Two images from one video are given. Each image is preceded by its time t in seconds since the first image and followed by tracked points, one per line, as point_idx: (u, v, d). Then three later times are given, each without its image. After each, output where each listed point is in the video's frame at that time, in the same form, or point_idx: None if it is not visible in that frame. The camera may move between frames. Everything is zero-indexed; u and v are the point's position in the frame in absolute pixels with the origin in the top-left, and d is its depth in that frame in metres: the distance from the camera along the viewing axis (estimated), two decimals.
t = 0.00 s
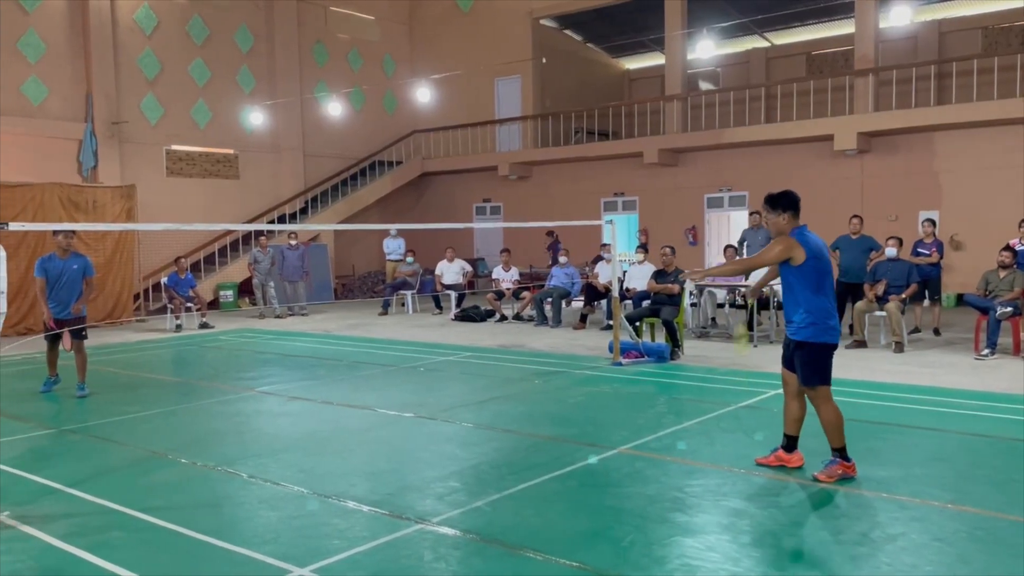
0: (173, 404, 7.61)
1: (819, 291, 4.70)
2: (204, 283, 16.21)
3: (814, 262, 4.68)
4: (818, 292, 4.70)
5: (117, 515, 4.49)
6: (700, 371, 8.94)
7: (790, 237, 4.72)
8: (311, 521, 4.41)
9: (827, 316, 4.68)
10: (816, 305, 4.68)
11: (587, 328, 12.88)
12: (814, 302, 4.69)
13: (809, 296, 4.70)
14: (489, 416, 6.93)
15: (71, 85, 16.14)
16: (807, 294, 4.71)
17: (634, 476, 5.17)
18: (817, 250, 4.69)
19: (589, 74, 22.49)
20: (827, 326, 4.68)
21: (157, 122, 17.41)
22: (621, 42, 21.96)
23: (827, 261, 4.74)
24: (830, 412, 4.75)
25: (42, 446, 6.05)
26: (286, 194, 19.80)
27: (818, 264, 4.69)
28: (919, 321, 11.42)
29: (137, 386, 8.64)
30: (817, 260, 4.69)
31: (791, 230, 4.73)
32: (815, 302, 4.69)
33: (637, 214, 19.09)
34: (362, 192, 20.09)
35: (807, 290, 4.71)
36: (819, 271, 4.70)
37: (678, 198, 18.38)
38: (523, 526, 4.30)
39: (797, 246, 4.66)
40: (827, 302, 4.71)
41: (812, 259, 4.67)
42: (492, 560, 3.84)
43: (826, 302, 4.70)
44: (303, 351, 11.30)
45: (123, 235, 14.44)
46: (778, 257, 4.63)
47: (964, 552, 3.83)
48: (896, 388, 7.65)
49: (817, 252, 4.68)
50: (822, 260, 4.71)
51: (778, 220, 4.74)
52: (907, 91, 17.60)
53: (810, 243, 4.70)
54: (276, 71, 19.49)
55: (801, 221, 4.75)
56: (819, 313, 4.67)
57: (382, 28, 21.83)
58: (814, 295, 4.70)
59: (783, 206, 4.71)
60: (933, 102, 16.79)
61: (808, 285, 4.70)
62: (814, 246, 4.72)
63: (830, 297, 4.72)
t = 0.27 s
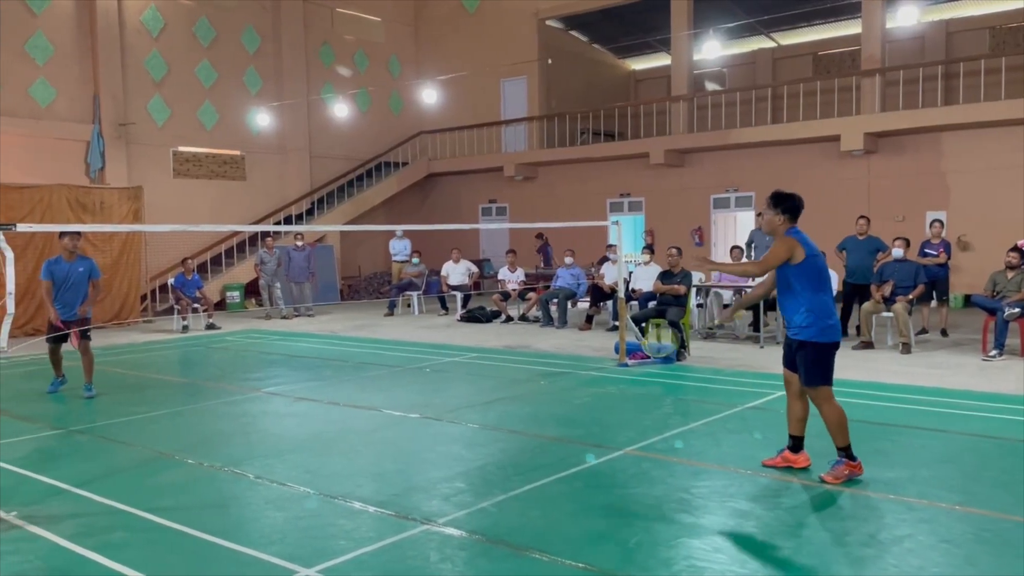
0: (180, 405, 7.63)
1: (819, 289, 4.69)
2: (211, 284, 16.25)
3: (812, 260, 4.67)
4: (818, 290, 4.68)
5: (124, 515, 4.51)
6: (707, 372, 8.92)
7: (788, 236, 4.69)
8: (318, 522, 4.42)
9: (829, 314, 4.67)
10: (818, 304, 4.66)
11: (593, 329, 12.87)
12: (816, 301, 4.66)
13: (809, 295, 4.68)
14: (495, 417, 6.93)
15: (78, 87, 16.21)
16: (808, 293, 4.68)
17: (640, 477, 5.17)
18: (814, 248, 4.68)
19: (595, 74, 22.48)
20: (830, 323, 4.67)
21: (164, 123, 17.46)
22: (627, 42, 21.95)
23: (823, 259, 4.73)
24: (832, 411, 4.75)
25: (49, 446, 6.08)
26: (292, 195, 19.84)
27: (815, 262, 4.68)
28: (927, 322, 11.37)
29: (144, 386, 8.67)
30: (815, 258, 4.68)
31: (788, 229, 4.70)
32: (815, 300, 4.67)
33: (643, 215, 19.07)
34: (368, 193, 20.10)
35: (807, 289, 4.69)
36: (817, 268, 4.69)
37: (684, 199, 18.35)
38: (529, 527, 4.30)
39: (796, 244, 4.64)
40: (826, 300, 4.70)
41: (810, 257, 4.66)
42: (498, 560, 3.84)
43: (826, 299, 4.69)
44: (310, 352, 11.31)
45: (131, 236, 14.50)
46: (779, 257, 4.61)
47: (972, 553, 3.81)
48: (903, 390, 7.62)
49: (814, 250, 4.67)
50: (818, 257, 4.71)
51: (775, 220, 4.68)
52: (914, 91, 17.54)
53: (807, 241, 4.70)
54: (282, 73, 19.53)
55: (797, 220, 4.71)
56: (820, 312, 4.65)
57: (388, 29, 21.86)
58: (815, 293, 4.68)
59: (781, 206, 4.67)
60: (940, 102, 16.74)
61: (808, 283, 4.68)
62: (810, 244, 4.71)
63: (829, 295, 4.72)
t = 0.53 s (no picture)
0: (187, 406, 7.65)
1: (827, 293, 4.65)
2: (217, 285, 16.29)
3: (828, 266, 4.61)
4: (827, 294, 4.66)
5: (131, 516, 4.52)
6: (712, 374, 8.90)
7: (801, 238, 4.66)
8: (324, 522, 4.42)
9: (833, 318, 4.65)
10: (823, 307, 4.63)
11: (598, 330, 12.86)
12: (824, 304, 4.63)
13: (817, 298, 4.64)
14: (500, 418, 6.93)
15: (86, 88, 16.27)
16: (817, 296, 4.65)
17: (646, 478, 5.16)
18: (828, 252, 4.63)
19: (600, 75, 22.48)
20: (833, 328, 4.64)
21: (171, 124, 17.52)
22: (633, 43, 21.94)
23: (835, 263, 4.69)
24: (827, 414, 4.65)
25: (56, 447, 6.09)
26: (298, 196, 19.88)
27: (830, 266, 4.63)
28: (934, 323, 11.32)
29: (150, 387, 8.69)
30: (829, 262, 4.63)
31: (802, 230, 4.69)
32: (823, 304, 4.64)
33: (648, 216, 19.05)
34: (374, 194, 20.11)
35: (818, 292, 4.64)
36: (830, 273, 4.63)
37: (689, 200, 18.32)
38: (534, 529, 4.29)
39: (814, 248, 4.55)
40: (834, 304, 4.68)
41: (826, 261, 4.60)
42: (503, 561, 3.84)
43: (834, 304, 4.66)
44: (315, 353, 11.32)
45: (137, 237, 14.54)
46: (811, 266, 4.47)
47: (979, 555, 3.79)
48: (910, 391, 7.59)
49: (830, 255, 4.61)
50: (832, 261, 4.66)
51: (788, 219, 4.70)
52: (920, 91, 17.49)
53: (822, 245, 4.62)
54: (288, 74, 19.57)
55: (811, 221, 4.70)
56: (826, 315, 4.62)
57: (393, 31, 21.90)
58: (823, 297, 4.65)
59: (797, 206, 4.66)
60: (947, 102, 16.68)
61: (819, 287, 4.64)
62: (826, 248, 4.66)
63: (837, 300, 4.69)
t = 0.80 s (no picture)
0: (192, 406, 7.67)
1: (855, 309, 4.33)
2: (223, 286, 16.32)
3: (855, 282, 4.30)
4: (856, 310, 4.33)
5: (137, 516, 4.53)
6: (718, 374, 8.88)
7: (824, 253, 4.39)
8: (329, 523, 4.43)
9: (863, 336, 4.31)
10: (852, 324, 4.31)
11: (603, 331, 12.85)
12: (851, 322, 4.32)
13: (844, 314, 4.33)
14: (505, 419, 6.93)
15: (92, 90, 16.32)
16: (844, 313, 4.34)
17: (651, 479, 5.15)
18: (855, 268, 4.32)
19: (605, 76, 22.47)
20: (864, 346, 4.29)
21: (176, 126, 17.56)
22: (637, 44, 21.93)
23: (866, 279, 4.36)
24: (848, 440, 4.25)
25: (62, 447, 6.11)
26: (303, 197, 19.91)
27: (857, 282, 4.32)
28: (940, 323, 11.30)
29: (156, 388, 8.71)
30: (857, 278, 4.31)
31: (828, 245, 4.40)
32: (851, 321, 4.32)
33: (653, 216, 19.04)
34: (378, 195, 20.12)
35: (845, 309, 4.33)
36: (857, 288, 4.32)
37: (694, 201, 18.30)
38: (539, 530, 4.29)
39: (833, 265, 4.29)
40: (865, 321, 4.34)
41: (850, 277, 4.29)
42: (508, 562, 3.84)
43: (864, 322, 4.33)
44: (321, 354, 11.34)
45: (143, 238, 14.58)
46: (827, 285, 4.24)
47: (987, 557, 3.78)
48: (916, 392, 7.57)
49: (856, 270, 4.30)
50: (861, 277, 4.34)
51: (812, 234, 4.43)
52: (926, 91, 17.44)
53: (844, 260, 4.32)
54: (294, 75, 19.60)
55: (837, 236, 4.41)
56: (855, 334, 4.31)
57: (398, 32, 21.92)
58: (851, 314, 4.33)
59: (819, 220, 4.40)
60: (953, 103, 16.63)
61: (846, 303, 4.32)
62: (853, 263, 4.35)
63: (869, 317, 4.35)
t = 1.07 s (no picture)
0: (197, 407, 7.68)
1: (894, 300, 4.11)
2: (227, 287, 16.34)
3: (890, 272, 4.05)
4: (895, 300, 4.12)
5: (143, 517, 4.54)
6: (723, 375, 8.87)
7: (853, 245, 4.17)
8: (334, 524, 4.43)
9: (905, 328, 4.09)
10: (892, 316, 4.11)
11: (608, 332, 12.85)
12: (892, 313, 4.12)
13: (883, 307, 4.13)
14: (510, 420, 6.93)
15: (97, 91, 16.38)
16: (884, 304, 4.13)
17: (656, 480, 5.15)
18: (888, 257, 4.08)
19: (610, 77, 22.47)
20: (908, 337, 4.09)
21: (182, 127, 17.61)
22: (642, 45, 21.93)
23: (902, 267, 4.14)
24: (877, 433, 4.14)
25: (69, 448, 6.13)
26: (308, 198, 19.95)
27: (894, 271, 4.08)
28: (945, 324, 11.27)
29: (161, 389, 8.73)
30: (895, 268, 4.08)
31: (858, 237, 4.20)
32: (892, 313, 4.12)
33: (658, 217, 19.03)
34: (383, 196, 20.14)
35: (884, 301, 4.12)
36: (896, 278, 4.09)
37: (699, 201, 18.29)
38: (544, 531, 4.29)
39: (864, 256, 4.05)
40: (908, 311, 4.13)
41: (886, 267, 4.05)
42: (513, 563, 3.84)
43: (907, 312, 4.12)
44: (325, 355, 11.36)
45: (148, 239, 14.61)
46: (862, 274, 3.96)
47: (994, 559, 3.76)
48: (922, 393, 7.55)
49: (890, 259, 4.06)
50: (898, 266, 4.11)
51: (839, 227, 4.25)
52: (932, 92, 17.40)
53: (876, 250, 4.07)
54: (298, 77, 19.64)
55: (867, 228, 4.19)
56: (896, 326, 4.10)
57: (402, 33, 21.95)
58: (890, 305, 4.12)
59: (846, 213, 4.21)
60: (958, 103, 16.59)
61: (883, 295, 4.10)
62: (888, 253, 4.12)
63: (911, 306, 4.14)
